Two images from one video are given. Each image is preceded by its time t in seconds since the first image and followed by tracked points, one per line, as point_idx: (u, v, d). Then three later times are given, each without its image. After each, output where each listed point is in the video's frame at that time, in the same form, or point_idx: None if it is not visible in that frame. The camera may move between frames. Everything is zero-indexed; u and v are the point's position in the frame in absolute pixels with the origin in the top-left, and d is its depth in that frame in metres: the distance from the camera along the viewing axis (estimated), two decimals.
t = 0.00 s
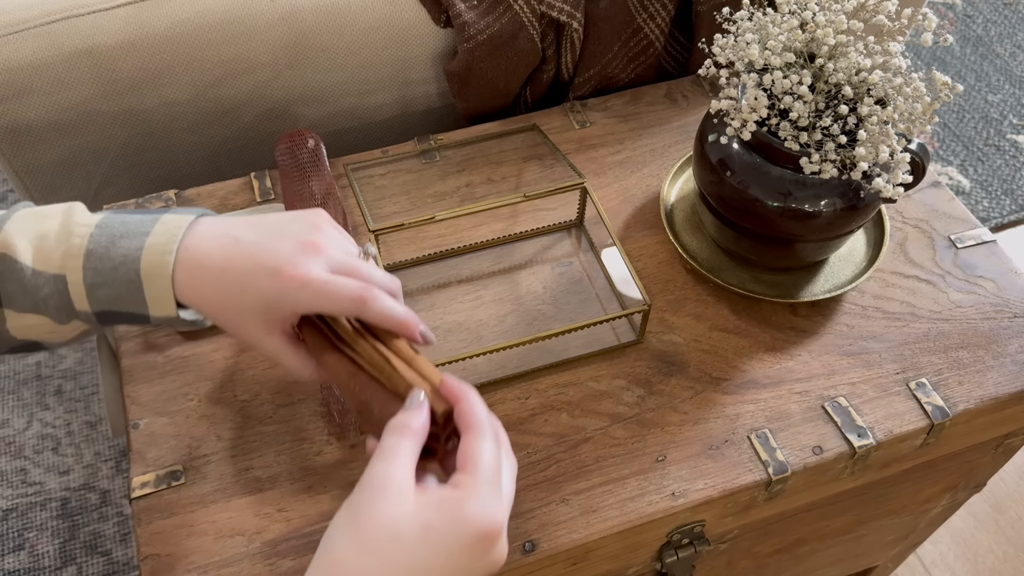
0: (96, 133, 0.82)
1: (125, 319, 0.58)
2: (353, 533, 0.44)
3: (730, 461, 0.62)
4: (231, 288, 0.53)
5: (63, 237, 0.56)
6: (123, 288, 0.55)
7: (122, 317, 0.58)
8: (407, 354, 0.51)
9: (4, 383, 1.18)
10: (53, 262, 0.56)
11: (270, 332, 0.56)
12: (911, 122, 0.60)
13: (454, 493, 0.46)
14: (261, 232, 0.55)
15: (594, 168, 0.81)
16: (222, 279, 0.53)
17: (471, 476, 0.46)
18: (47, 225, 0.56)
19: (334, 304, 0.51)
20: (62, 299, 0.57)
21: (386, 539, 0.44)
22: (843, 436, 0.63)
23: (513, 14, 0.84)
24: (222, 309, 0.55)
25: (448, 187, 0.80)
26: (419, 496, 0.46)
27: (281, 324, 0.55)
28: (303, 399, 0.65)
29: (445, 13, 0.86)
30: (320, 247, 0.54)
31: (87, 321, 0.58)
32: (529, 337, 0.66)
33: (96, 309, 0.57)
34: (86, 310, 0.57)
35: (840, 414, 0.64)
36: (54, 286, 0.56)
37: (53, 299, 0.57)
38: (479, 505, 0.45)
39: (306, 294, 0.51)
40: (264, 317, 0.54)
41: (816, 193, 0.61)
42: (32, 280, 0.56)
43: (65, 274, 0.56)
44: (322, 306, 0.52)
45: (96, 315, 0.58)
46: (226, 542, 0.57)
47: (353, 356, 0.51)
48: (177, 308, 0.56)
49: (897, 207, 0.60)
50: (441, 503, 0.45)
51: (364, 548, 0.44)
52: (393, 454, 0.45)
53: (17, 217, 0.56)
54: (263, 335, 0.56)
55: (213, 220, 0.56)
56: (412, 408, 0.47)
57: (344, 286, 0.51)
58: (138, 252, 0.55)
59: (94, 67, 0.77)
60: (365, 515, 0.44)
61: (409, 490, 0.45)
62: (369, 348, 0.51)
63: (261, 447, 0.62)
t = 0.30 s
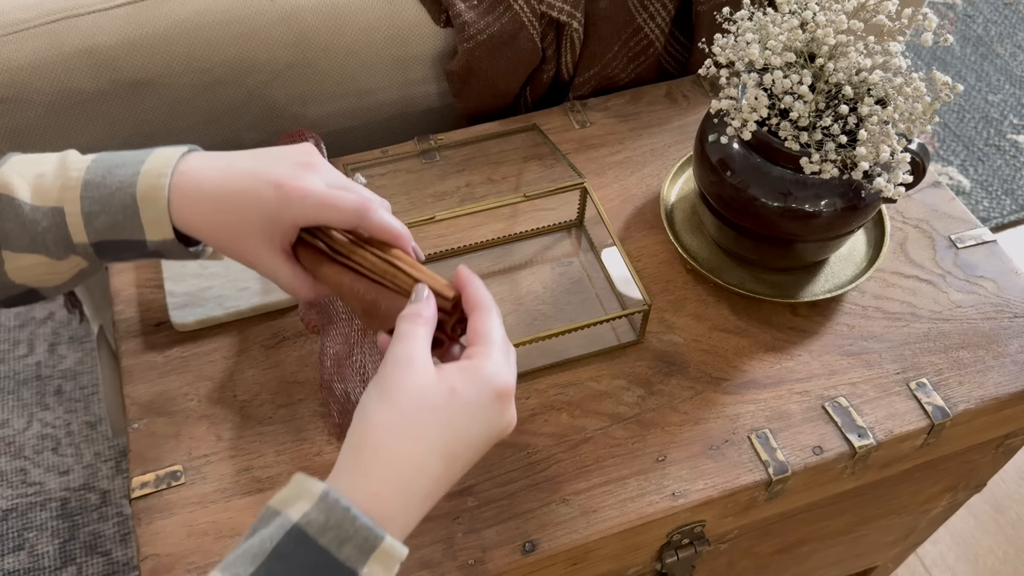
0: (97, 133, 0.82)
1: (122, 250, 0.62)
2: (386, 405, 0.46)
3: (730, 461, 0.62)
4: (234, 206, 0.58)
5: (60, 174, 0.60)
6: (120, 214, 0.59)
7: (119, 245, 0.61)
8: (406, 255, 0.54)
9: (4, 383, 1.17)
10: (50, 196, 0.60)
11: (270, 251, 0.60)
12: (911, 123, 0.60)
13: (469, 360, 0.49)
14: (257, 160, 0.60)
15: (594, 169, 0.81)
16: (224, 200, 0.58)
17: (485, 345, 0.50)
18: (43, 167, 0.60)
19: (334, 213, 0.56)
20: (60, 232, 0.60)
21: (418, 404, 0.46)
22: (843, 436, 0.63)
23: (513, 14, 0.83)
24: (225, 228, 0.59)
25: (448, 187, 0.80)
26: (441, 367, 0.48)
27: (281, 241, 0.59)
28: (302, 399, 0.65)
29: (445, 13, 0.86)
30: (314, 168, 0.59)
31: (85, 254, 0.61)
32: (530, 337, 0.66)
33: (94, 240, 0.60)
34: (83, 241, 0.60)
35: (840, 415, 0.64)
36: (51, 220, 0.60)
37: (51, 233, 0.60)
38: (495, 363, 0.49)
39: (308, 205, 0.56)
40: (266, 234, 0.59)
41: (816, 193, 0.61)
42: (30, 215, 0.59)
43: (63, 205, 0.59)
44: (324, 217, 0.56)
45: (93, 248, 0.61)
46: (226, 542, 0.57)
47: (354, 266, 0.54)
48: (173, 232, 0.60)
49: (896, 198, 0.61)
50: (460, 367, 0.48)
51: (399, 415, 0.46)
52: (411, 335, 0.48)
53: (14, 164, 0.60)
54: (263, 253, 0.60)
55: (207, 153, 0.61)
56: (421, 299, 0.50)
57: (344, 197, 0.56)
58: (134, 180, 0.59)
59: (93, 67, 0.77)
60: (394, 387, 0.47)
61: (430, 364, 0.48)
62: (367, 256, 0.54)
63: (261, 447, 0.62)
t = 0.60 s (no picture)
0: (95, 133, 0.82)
1: (108, 222, 0.64)
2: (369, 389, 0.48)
3: (730, 461, 0.62)
4: (221, 166, 0.61)
5: (52, 152, 0.63)
6: (108, 180, 0.62)
7: (106, 215, 0.64)
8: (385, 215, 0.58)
9: (4, 383, 1.17)
10: (40, 170, 0.63)
11: (249, 215, 0.62)
12: (912, 122, 0.60)
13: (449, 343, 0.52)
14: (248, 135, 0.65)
15: (594, 169, 0.81)
16: (211, 162, 0.62)
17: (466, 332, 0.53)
18: (32, 150, 0.64)
19: (319, 176, 0.61)
20: (50, 205, 0.63)
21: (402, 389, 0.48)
22: (844, 436, 0.63)
23: (513, 13, 0.83)
24: (208, 187, 0.62)
25: (448, 187, 0.80)
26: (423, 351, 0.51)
27: (261, 206, 0.62)
28: (302, 399, 0.65)
29: (445, 13, 0.86)
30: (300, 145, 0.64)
31: (74, 229, 0.64)
32: (530, 337, 0.66)
33: (82, 211, 0.63)
34: (72, 212, 0.63)
35: (841, 415, 0.64)
36: (41, 193, 0.63)
37: (42, 206, 0.63)
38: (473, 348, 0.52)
39: (294, 167, 0.60)
40: (247, 195, 0.61)
41: (816, 193, 0.61)
42: (21, 190, 0.62)
43: (53, 178, 0.63)
44: (308, 180, 0.61)
45: (81, 220, 0.64)
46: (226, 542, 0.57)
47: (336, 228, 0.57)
48: (157, 199, 0.63)
49: (896, 197, 0.61)
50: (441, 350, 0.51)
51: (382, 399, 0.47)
52: (398, 319, 0.50)
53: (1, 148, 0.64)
54: (241, 216, 0.62)
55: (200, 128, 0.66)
56: (414, 277, 0.52)
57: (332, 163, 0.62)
58: (120, 149, 0.63)
59: (93, 67, 0.77)
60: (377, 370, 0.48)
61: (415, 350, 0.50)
62: (346, 217, 0.57)
63: (260, 448, 0.62)
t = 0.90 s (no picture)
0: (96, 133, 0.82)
1: (100, 215, 0.66)
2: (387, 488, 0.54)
3: (730, 461, 0.62)
4: (213, 140, 0.65)
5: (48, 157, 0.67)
6: (100, 169, 0.65)
7: (97, 205, 0.65)
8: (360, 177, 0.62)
9: (4, 383, 1.17)
10: (37, 170, 0.66)
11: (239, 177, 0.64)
12: (912, 122, 0.60)
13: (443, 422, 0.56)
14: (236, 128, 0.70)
15: (594, 168, 0.81)
16: (205, 138, 0.65)
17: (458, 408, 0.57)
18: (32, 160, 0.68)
19: (309, 147, 0.66)
20: (44, 201, 0.65)
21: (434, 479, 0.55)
22: (844, 436, 0.63)
23: (514, 13, 0.83)
24: (197, 158, 0.64)
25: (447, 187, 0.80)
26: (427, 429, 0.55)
27: (254, 174, 0.64)
28: (302, 399, 0.65)
29: (445, 13, 0.85)
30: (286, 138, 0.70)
31: (68, 225, 0.66)
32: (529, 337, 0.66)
33: (76, 203, 0.65)
34: (66, 206, 0.65)
35: (841, 415, 0.64)
36: (36, 190, 0.65)
37: (37, 202, 0.65)
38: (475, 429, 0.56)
39: (287, 137, 0.65)
40: (240, 159, 0.64)
41: (816, 193, 0.61)
42: (18, 188, 0.65)
43: (49, 174, 0.65)
44: (301, 148, 0.66)
45: (75, 214, 0.65)
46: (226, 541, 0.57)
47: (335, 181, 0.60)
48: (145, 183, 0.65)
49: (896, 197, 0.61)
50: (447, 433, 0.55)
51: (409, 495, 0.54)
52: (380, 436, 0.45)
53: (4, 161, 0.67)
54: (231, 179, 0.63)
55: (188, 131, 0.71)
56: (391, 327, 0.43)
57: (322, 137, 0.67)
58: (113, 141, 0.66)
59: (93, 67, 0.77)
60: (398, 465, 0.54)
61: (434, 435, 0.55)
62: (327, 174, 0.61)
63: (260, 448, 0.62)
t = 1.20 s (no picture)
0: (95, 133, 0.82)
1: (93, 227, 0.67)
2: (461, 526, 0.52)
3: (729, 461, 0.62)
4: (209, 141, 0.67)
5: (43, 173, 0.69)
6: (93, 179, 0.67)
7: (90, 218, 0.67)
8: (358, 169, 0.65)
9: (4, 383, 1.17)
10: (33, 185, 0.68)
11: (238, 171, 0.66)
12: (911, 123, 0.60)
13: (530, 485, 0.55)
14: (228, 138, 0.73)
15: (594, 168, 0.81)
16: (201, 144, 0.67)
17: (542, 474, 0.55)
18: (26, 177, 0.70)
19: (302, 144, 0.69)
20: (38, 213, 0.67)
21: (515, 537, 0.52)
22: (843, 436, 0.63)
23: (514, 14, 0.83)
24: (193, 157, 0.66)
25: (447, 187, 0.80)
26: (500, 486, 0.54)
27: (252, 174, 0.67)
28: (302, 399, 0.65)
29: (445, 13, 0.85)
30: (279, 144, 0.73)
31: (62, 237, 0.67)
32: (529, 337, 0.66)
33: (69, 214, 0.67)
34: (60, 218, 0.67)
35: (840, 414, 0.64)
36: (32, 203, 0.67)
37: (31, 215, 0.66)
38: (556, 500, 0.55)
39: (281, 137, 0.68)
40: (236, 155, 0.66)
41: (816, 193, 0.61)
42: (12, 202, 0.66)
43: (44, 187, 0.67)
44: (295, 145, 0.69)
45: (68, 227, 0.67)
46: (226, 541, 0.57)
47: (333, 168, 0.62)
48: (140, 192, 0.67)
49: (896, 197, 0.61)
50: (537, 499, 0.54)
51: (478, 542, 0.53)
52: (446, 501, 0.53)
53: None
54: (229, 172, 0.65)
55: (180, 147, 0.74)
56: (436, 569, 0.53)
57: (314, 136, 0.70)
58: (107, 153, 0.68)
59: (93, 67, 0.77)
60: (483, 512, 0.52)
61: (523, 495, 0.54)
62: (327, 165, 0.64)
63: (261, 448, 0.62)
